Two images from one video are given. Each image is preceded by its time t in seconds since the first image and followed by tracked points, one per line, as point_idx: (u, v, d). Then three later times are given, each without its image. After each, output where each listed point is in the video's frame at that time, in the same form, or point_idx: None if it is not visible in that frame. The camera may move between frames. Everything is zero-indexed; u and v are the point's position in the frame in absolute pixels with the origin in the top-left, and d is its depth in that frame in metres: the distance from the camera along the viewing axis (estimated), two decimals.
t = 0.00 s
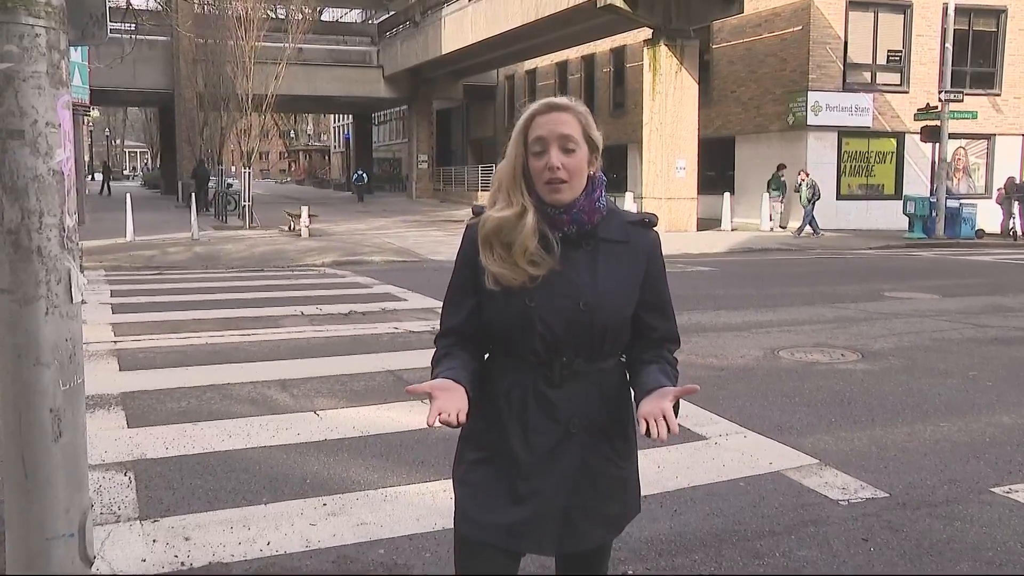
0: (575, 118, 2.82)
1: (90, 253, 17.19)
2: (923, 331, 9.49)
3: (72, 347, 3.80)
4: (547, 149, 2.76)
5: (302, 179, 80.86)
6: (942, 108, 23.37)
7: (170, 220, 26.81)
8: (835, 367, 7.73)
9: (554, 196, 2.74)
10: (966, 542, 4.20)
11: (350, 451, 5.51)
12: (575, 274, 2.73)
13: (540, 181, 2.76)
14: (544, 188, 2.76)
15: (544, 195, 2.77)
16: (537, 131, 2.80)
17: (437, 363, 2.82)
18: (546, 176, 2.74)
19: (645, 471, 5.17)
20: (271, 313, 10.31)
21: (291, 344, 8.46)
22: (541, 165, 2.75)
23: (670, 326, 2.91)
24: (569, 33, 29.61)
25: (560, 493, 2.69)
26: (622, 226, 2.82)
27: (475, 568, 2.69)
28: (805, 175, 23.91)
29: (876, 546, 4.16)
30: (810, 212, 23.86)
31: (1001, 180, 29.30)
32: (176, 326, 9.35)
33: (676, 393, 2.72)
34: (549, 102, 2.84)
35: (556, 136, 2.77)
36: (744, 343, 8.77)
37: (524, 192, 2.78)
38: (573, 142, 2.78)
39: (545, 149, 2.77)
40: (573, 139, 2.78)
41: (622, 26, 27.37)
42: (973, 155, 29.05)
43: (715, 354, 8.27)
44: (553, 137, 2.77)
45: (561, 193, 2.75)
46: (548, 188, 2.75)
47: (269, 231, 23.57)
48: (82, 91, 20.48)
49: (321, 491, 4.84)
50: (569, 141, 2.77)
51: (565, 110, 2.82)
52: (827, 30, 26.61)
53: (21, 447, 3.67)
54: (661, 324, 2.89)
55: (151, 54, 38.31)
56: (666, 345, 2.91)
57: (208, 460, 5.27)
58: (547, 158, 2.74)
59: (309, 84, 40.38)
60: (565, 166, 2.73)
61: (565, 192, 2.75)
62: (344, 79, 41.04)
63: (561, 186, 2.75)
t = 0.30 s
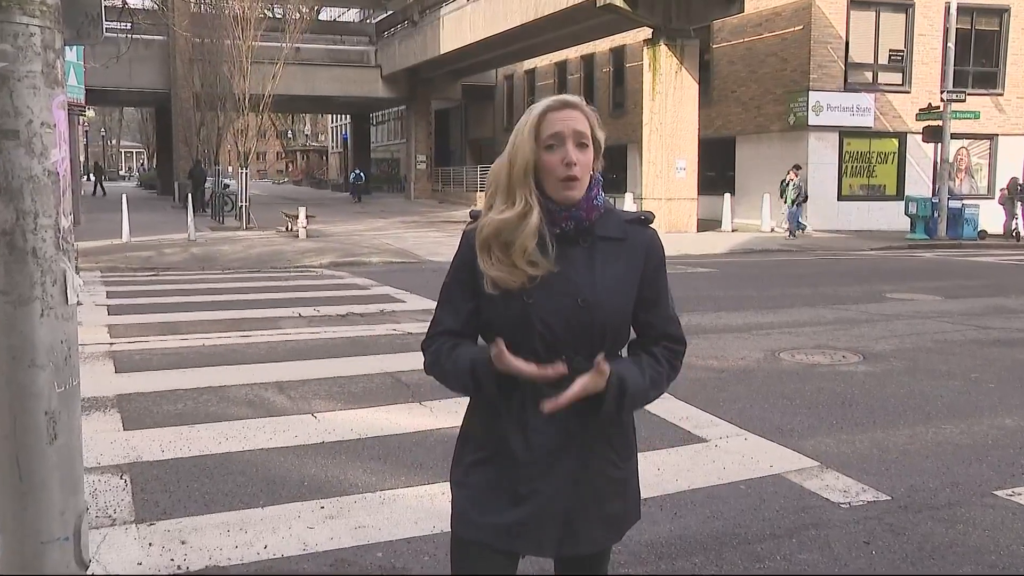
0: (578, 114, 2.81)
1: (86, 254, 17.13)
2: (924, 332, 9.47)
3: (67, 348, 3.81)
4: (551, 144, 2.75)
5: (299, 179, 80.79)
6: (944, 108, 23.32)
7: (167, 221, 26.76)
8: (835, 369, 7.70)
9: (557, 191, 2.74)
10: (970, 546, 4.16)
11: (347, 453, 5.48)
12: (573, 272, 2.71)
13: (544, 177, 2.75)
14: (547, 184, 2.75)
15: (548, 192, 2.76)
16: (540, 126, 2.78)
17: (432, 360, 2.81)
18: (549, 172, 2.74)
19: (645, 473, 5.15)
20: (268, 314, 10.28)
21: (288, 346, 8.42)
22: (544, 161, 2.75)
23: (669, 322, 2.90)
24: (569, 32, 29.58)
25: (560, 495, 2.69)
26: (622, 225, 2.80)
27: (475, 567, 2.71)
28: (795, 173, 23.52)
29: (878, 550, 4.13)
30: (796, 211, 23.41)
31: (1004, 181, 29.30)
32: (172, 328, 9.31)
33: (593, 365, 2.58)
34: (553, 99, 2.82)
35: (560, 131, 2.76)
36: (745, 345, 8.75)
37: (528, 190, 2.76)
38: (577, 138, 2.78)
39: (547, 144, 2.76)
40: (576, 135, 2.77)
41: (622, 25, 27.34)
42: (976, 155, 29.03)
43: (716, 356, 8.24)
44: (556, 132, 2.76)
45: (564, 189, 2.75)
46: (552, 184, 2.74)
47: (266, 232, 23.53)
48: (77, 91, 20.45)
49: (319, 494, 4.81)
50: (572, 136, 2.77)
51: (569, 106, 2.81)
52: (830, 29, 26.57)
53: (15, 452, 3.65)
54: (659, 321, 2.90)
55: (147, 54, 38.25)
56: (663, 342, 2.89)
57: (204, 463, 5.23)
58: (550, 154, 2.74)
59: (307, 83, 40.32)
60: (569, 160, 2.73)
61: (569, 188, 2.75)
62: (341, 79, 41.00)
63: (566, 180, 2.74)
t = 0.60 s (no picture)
0: (574, 108, 2.83)
1: (82, 255, 17.08)
2: (927, 333, 9.44)
3: (62, 350, 3.81)
4: (547, 136, 2.77)
5: (296, 180, 80.72)
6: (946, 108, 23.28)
7: (163, 222, 26.72)
8: (837, 370, 7.68)
9: (556, 185, 2.74)
10: (974, 550, 4.13)
11: (344, 456, 5.45)
12: (575, 273, 2.71)
13: (543, 170, 2.76)
14: (546, 178, 2.76)
15: (547, 187, 2.76)
16: (538, 121, 2.80)
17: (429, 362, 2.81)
18: (548, 165, 2.75)
19: (644, 475, 5.12)
20: (265, 316, 10.23)
21: (285, 348, 8.38)
22: (541, 154, 2.77)
23: (666, 330, 2.88)
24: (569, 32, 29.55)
25: (557, 499, 2.68)
26: (622, 226, 2.81)
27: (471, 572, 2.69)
28: (782, 175, 23.46)
29: (880, 553, 4.10)
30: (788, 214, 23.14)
31: (1006, 182, 29.29)
32: (168, 330, 9.26)
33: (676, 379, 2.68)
34: (549, 94, 2.84)
35: (556, 124, 2.77)
36: (745, 346, 8.73)
37: (526, 185, 2.77)
38: (573, 132, 2.80)
39: (545, 137, 2.78)
40: (574, 129, 2.79)
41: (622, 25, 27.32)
42: (978, 156, 29.04)
43: (717, 357, 8.21)
44: (552, 124, 2.77)
45: (563, 183, 2.76)
46: (551, 178, 2.75)
47: (263, 233, 23.47)
48: (73, 90, 20.41)
49: (317, 497, 4.78)
50: (569, 129, 2.79)
51: (565, 102, 2.83)
52: (831, 29, 26.55)
53: (9, 455, 3.64)
54: (658, 327, 2.86)
55: (143, 54, 38.20)
56: (662, 350, 2.87)
57: (201, 466, 5.20)
58: (548, 146, 2.75)
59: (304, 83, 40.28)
60: (566, 152, 2.74)
61: (567, 181, 2.76)
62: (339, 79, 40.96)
63: (564, 172, 2.76)
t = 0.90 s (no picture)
0: (573, 115, 2.80)
1: (78, 256, 17.02)
2: (930, 335, 9.41)
3: (58, 353, 3.80)
4: (546, 146, 2.76)
5: (293, 180, 80.66)
6: (949, 108, 23.24)
7: (160, 223, 26.66)
8: (838, 372, 7.65)
9: (555, 193, 2.73)
10: (977, 553, 4.10)
11: (342, 458, 5.42)
12: (573, 278, 2.71)
13: (542, 179, 2.75)
14: (545, 187, 2.75)
15: (545, 196, 2.76)
16: (537, 130, 2.78)
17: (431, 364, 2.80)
18: (547, 174, 2.73)
19: (643, 478, 5.09)
20: (263, 318, 10.19)
21: (282, 350, 8.35)
22: (540, 163, 2.75)
23: (664, 332, 2.87)
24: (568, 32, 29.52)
25: (555, 501, 2.67)
26: (620, 230, 2.80)
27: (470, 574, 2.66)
28: (770, 174, 23.06)
29: (883, 556, 4.07)
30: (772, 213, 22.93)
31: (1009, 182, 29.25)
32: (165, 332, 9.22)
33: (658, 387, 2.67)
34: (550, 102, 2.82)
35: (554, 134, 2.76)
36: (746, 348, 8.69)
37: (524, 193, 2.76)
38: (572, 140, 2.78)
39: (543, 146, 2.76)
40: (574, 138, 2.77)
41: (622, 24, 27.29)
42: (980, 156, 29.01)
43: (717, 359, 8.19)
44: (551, 133, 2.76)
45: (560, 191, 2.74)
46: (549, 187, 2.74)
47: (261, 233, 23.42)
48: (69, 90, 20.33)
49: (315, 500, 4.75)
50: (568, 138, 2.77)
51: (564, 109, 2.81)
52: (833, 28, 26.50)
53: (5, 457, 3.63)
54: (656, 330, 2.85)
55: (139, 53, 38.14)
56: (659, 353, 2.86)
57: (198, 469, 5.17)
58: (547, 156, 2.74)
59: (302, 83, 40.23)
60: (565, 163, 2.73)
61: (566, 190, 2.75)
62: (337, 79, 40.90)
63: (564, 181, 2.73)
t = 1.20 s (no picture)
0: (573, 117, 2.77)
1: (74, 257, 16.97)
2: (932, 336, 9.38)
3: (54, 354, 3.78)
4: (546, 149, 2.72)
5: (291, 180, 80.61)
6: (952, 108, 23.21)
7: (157, 224, 26.60)
8: (840, 373, 7.62)
9: (555, 196, 2.70)
10: (980, 556, 4.07)
11: (341, 461, 5.39)
12: (572, 280, 2.68)
13: (542, 182, 2.71)
14: (545, 191, 2.72)
15: (545, 198, 2.73)
16: (536, 132, 2.75)
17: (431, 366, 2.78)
18: (547, 177, 2.70)
19: (644, 481, 5.06)
20: (260, 319, 10.15)
21: (279, 352, 8.31)
22: (539, 165, 2.72)
23: (664, 333, 2.84)
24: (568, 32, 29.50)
25: (555, 503, 2.64)
26: (621, 230, 2.77)
27: None
28: (761, 174, 23.03)
29: (885, 559, 4.03)
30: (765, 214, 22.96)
31: (1012, 182, 29.20)
32: (163, 333, 9.19)
33: (654, 391, 2.64)
34: (550, 102, 2.78)
35: (554, 136, 2.73)
36: (747, 350, 8.65)
37: (524, 195, 2.73)
38: (572, 142, 2.74)
39: (543, 149, 2.73)
40: (573, 140, 2.74)
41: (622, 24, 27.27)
42: (983, 156, 28.97)
43: (718, 361, 8.15)
44: (551, 136, 2.72)
45: (560, 194, 2.71)
46: (548, 190, 2.71)
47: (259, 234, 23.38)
48: (65, 89, 20.24)
49: (313, 502, 4.72)
50: (569, 140, 2.74)
51: (564, 111, 2.77)
52: (835, 28, 26.47)
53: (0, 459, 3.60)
54: (655, 331, 2.83)
55: (136, 53, 38.10)
56: (659, 355, 2.83)
57: (195, 471, 5.13)
58: (547, 159, 2.71)
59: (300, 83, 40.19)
60: (565, 166, 2.69)
61: (566, 193, 2.72)
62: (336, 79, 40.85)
63: (564, 184, 2.71)
